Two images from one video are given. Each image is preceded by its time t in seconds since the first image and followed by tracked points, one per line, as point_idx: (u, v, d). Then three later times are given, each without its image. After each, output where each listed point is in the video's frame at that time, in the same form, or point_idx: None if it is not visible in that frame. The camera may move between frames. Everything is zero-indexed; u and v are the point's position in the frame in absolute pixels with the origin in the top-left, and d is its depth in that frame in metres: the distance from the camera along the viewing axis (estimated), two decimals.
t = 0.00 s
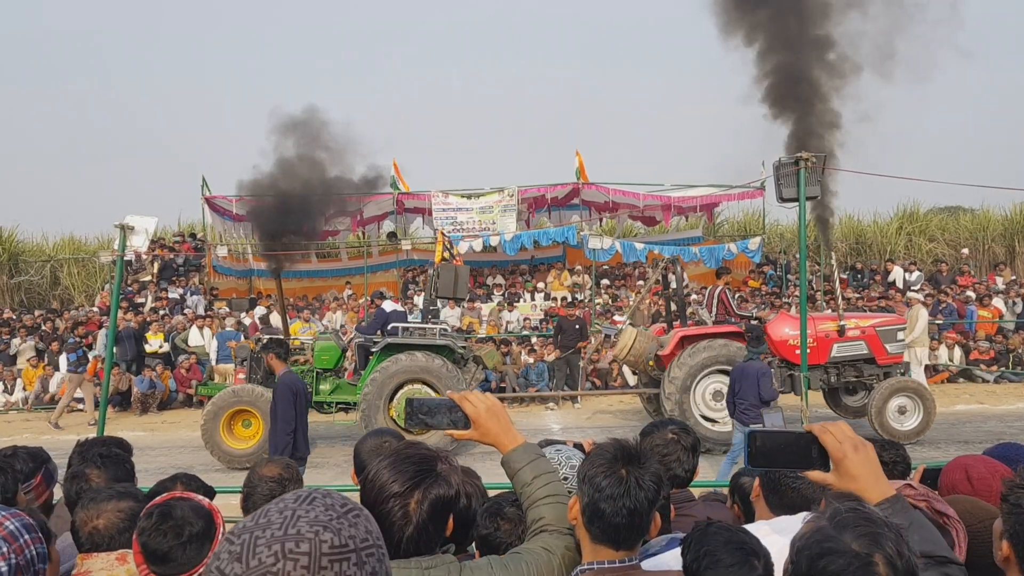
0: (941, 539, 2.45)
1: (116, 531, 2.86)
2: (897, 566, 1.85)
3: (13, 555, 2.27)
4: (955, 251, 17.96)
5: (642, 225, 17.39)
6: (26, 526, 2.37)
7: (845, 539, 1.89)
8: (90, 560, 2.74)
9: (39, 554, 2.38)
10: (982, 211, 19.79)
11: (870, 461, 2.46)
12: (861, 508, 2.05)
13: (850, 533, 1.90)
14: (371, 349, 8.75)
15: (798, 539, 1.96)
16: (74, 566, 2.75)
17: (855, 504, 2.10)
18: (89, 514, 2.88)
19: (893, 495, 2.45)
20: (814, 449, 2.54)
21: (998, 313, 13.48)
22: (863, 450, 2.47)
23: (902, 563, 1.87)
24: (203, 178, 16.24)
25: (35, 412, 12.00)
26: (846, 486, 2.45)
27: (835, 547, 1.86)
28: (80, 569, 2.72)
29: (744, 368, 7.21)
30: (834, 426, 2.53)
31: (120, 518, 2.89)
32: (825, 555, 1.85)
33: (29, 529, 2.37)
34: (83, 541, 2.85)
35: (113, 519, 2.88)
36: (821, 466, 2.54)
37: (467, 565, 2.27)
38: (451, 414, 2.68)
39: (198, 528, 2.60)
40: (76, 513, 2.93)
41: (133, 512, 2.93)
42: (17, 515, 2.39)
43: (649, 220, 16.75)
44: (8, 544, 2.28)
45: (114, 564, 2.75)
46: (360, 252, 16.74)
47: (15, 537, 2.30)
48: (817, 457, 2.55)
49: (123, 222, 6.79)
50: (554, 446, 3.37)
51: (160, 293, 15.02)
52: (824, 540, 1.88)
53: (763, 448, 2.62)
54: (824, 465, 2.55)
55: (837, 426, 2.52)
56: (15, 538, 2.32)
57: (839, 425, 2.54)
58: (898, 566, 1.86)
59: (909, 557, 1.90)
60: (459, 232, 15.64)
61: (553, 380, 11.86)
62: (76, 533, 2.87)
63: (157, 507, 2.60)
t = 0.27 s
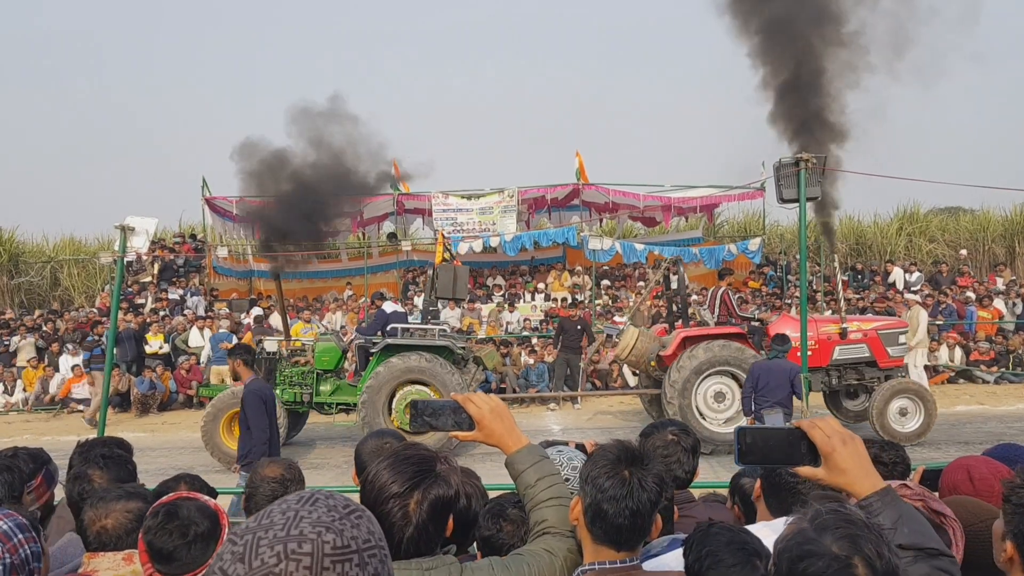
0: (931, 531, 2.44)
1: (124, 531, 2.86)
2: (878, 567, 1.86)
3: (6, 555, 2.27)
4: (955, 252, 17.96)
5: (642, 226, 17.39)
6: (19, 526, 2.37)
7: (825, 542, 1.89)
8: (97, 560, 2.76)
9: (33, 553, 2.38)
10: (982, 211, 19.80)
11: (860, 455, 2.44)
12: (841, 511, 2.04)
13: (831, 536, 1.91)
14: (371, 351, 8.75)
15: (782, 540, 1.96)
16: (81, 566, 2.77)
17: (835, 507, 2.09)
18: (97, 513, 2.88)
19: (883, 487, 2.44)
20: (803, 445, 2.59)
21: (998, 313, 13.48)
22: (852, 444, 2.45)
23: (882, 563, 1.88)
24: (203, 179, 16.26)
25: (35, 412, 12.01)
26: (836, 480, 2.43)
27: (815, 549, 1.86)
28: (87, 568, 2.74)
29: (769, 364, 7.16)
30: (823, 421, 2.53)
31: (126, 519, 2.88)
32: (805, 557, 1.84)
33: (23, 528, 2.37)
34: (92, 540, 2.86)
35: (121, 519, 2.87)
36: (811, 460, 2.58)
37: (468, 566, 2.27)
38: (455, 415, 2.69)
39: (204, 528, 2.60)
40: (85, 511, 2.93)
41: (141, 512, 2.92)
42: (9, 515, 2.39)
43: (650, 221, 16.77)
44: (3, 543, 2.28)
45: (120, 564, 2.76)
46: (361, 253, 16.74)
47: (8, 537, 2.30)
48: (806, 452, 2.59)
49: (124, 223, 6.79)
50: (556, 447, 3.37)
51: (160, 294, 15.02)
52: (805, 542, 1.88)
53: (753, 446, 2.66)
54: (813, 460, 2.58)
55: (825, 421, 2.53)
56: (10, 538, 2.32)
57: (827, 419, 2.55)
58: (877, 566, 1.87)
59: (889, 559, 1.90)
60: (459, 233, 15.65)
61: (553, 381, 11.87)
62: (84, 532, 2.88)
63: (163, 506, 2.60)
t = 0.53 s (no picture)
0: (920, 527, 2.50)
1: (128, 533, 2.87)
2: (885, 566, 1.86)
3: (3, 556, 2.28)
4: (952, 254, 17.98)
5: (640, 228, 17.40)
6: (15, 527, 2.37)
7: (832, 541, 1.89)
8: (98, 560, 2.73)
9: (29, 554, 2.38)
10: (979, 214, 19.81)
11: (849, 453, 2.48)
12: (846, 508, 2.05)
13: (837, 534, 1.91)
14: (369, 352, 8.75)
15: (787, 539, 1.97)
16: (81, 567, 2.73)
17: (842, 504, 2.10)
18: (101, 514, 2.89)
19: (872, 485, 2.50)
20: (793, 445, 2.54)
21: (995, 316, 13.49)
22: (841, 443, 2.49)
23: (889, 562, 1.88)
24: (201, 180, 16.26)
25: (33, 413, 12.00)
26: (827, 478, 2.47)
27: (824, 549, 1.86)
28: (88, 568, 2.71)
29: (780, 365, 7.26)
30: (811, 421, 2.56)
31: (129, 521, 2.89)
32: (814, 557, 1.85)
33: (19, 530, 2.37)
34: (96, 541, 2.88)
35: (125, 521, 2.88)
36: (800, 460, 2.54)
37: (464, 570, 2.27)
38: (454, 419, 2.62)
39: (202, 530, 2.60)
40: (90, 510, 2.94)
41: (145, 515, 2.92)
42: (6, 517, 2.39)
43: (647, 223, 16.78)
44: None
45: (121, 565, 2.72)
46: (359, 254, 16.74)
47: (5, 538, 2.30)
48: (795, 452, 2.55)
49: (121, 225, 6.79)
50: (552, 450, 3.37)
51: (158, 295, 15.01)
52: (813, 542, 1.89)
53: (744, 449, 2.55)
54: (802, 459, 2.55)
55: (814, 421, 2.55)
56: (6, 539, 2.32)
57: (815, 420, 2.56)
58: (885, 565, 1.87)
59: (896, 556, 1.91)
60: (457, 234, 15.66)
61: (551, 383, 11.86)
62: (89, 532, 2.90)
63: (162, 507, 2.60)
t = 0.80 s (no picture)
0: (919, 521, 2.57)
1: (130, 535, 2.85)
2: (900, 561, 1.88)
3: None
4: (943, 256, 18.04)
5: (633, 230, 17.42)
6: (10, 529, 2.36)
7: (847, 538, 1.90)
8: (97, 561, 2.74)
9: (22, 555, 2.37)
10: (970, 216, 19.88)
11: (849, 452, 2.49)
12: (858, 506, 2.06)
13: (853, 532, 1.92)
14: (363, 354, 8.74)
15: (800, 537, 1.96)
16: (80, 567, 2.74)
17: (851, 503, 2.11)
18: (107, 516, 2.87)
19: (873, 482, 2.49)
20: (795, 444, 2.56)
21: (987, 318, 13.54)
22: (842, 442, 2.50)
23: (902, 558, 1.90)
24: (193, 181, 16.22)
25: (23, 415, 11.94)
26: (827, 477, 2.48)
27: (839, 546, 1.86)
28: (86, 568, 2.72)
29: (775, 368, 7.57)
30: (812, 419, 2.55)
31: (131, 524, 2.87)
32: (830, 554, 1.85)
33: (13, 532, 2.36)
34: (99, 542, 2.87)
35: (129, 523, 2.86)
36: (801, 460, 2.56)
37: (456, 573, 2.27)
38: (446, 427, 2.64)
39: (193, 533, 2.58)
40: (94, 510, 2.92)
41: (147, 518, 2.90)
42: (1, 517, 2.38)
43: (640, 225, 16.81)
44: None
45: (120, 567, 2.73)
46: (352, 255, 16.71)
47: None
48: (796, 451, 2.57)
49: (113, 226, 6.77)
50: (545, 451, 3.35)
51: (149, 296, 14.96)
52: (828, 540, 1.88)
53: (744, 445, 2.60)
54: (804, 458, 2.57)
55: (815, 419, 2.54)
56: None
57: (816, 417, 2.56)
58: (899, 560, 1.89)
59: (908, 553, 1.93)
60: (450, 235, 15.66)
61: (543, 385, 11.87)
62: (93, 534, 2.89)
63: (156, 508, 2.60)
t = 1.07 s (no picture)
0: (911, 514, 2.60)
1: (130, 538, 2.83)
2: (898, 551, 1.89)
3: None
4: (927, 256, 18.17)
5: (620, 230, 17.45)
6: None
7: (846, 527, 1.90)
8: (94, 562, 2.68)
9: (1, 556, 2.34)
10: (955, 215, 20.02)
11: (843, 446, 2.52)
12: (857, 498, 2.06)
13: (852, 521, 1.92)
14: (353, 355, 8.72)
15: (800, 528, 1.95)
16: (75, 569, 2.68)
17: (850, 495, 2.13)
18: (108, 519, 2.85)
19: (866, 477, 2.54)
20: (789, 439, 2.52)
21: (971, 317, 13.64)
22: (835, 436, 2.53)
23: (901, 546, 1.91)
24: (179, 182, 16.14)
25: (7, 418, 11.85)
26: (820, 472, 2.50)
27: (838, 535, 1.86)
28: (83, 570, 2.66)
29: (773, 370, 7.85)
30: (805, 415, 2.57)
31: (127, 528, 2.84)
32: (830, 544, 1.85)
33: None
34: (97, 544, 2.85)
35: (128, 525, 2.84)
36: (795, 455, 2.53)
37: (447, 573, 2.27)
38: (435, 428, 2.65)
39: (187, 535, 2.56)
40: (93, 512, 2.90)
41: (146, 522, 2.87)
42: None
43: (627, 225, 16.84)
44: None
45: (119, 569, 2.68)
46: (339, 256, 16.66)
47: None
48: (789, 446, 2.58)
49: (97, 226, 6.73)
50: (533, 450, 3.34)
51: (135, 297, 14.87)
52: (828, 530, 1.88)
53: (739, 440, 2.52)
54: (798, 453, 2.54)
55: (809, 414, 2.56)
56: None
57: (808, 413, 2.58)
58: (898, 549, 1.89)
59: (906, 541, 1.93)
60: (438, 236, 15.65)
61: (531, 385, 11.87)
62: (92, 536, 2.86)
63: (151, 508, 2.59)
